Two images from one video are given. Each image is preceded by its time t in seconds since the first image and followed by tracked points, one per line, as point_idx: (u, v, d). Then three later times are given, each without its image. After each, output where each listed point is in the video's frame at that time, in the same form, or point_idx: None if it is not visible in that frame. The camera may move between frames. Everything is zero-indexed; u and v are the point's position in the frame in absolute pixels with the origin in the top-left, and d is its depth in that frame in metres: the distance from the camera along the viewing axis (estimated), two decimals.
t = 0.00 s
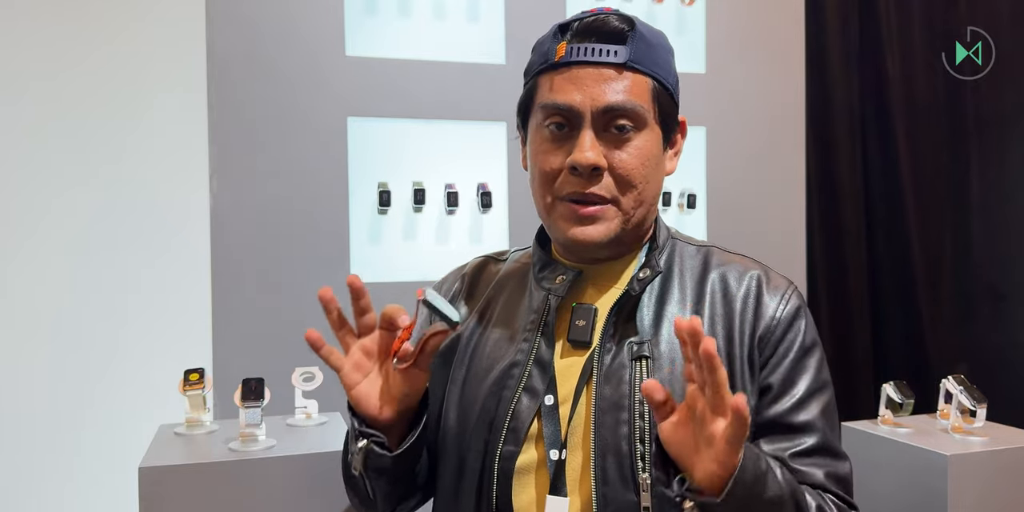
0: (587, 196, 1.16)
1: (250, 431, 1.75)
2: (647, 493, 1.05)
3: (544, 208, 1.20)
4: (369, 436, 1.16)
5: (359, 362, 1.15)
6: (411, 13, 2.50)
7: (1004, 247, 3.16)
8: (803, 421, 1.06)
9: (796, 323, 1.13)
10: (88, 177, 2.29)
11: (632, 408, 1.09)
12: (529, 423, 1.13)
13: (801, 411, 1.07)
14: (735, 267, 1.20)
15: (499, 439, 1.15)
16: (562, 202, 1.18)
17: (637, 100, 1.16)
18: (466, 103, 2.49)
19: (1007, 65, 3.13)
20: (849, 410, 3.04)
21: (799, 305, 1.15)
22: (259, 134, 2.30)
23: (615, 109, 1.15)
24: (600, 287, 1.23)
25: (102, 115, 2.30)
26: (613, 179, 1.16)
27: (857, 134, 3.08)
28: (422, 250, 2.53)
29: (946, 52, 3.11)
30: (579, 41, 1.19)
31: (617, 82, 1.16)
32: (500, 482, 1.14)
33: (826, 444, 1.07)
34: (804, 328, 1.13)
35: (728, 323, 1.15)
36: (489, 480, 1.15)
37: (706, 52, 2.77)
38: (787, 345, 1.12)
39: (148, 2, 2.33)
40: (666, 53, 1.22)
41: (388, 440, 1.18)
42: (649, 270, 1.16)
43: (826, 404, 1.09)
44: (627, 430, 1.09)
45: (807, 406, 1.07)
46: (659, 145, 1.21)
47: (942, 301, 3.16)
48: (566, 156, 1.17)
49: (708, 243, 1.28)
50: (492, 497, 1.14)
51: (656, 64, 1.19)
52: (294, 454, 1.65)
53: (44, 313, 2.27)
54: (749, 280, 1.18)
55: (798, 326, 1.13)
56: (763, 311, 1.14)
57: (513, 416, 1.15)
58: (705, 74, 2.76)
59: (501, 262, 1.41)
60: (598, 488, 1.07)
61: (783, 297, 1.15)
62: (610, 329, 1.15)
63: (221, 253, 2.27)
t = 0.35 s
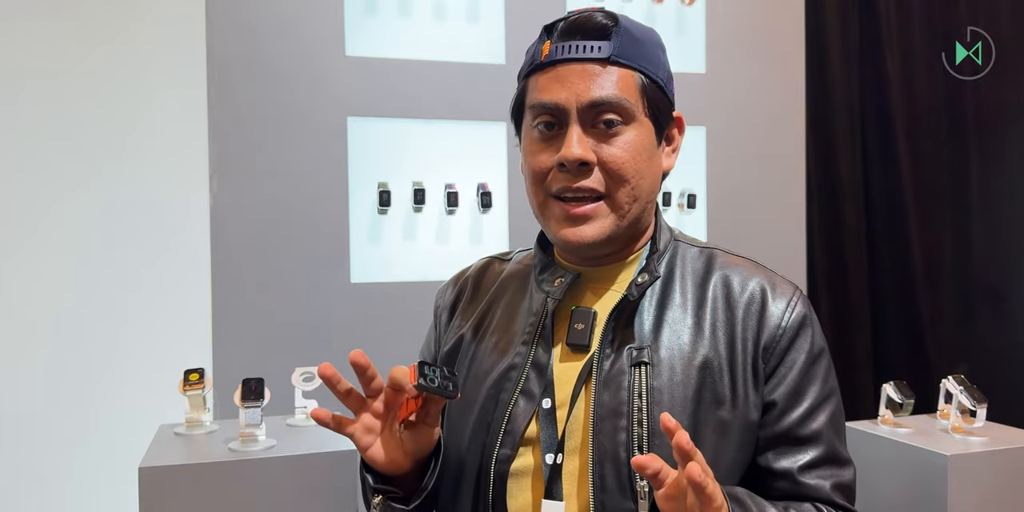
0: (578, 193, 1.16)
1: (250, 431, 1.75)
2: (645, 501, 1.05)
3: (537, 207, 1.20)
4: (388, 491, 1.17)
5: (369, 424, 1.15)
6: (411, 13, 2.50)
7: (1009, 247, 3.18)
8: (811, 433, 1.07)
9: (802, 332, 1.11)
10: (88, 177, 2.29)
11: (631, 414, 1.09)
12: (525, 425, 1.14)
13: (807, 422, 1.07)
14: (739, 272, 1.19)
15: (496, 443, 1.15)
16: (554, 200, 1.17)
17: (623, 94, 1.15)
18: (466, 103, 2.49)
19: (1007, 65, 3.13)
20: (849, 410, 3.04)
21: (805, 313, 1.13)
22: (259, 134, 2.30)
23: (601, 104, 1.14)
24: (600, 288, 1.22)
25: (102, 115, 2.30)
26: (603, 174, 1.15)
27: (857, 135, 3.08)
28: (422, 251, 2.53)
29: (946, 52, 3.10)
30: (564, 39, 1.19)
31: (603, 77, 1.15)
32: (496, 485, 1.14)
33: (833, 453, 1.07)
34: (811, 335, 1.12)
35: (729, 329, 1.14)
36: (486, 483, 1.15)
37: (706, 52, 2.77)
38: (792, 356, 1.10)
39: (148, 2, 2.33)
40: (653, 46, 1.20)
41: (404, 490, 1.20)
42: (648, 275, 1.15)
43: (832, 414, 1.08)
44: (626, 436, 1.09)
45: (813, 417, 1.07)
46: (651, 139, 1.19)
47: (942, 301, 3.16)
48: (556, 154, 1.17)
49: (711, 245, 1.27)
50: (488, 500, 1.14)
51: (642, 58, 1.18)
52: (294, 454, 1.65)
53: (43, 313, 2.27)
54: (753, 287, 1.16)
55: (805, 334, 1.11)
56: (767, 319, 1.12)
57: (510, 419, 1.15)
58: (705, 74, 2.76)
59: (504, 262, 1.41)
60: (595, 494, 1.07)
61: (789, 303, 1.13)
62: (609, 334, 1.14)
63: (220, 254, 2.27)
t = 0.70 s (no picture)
0: (600, 171, 1.15)
1: (250, 432, 1.75)
2: (656, 495, 1.05)
3: (551, 190, 1.18)
4: (364, 391, 1.16)
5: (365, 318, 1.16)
6: (411, 13, 2.50)
7: (1004, 247, 3.15)
8: (826, 406, 1.05)
9: (804, 311, 1.13)
10: (88, 177, 2.29)
11: (639, 409, 1.09)
12: (534, 427, 1.13)
13: (820, 396, 1.06)
14: (738, 263, 1.20)
15: (504, 444, 1.14)
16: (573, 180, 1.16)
17: (646, 81, 1.19)
18: (466, 102, 2.49)
19: (1007, 65, 3.13)
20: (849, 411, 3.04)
21: (806, 296, 1.15)
22: (259, 134, 2.30)
23: (628, 87, 1.17)
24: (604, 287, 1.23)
25: (102, 115, 2.30)
26: (626, 155, 1.16)
27: (856, 134, 3.08)
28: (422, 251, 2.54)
29: (946, 52, 3.11)
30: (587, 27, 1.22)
31: (629, 63, 1.18)
32: (505, 487, 1.13)
33: (851, 425, 1.06)
34: (811, 317, 1.13)
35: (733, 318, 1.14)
36: (494, 486, 1.14)
37: (706, 53, 2.77)
38: (793, 335, 1.11)
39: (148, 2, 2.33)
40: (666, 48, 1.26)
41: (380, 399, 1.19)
42: (650, 269, 1.16)
43: (843, 388, 1.08)
44: (635, 431, 1.08)
45: (825, 391, 1.06)
46: (665, 130, 1.22)
47: (942, 301, 3.16)
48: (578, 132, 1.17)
49: (709, 241, 1.27)
50: (497, 501, 1.13)
51: (660, 54, 1.23)
52: (294, 454, 1.65)
53: (43, 314, 2.27)
54: (753, 276, 1.17)
55: (806, 314, 1.12)
56: (769, 305, 1.13)
57: (519, 421, 1.14)
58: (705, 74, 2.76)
59: (500, 265, 1.40)
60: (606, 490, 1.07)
61: (788, 292, 1.14)
62: (614, 330, 1.14)
63: (220, 253, 2.27)
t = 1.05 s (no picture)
0: (579, 178, 1.16)
1: (250, 431, 1.75)
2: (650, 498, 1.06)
3: (537, 197, 1.20)
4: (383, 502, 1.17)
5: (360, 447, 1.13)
6: (411, 13, 2.50)
7: (1009, 244, 3.16)
8: (811, 430, 1.07)
9: (803, 327, 1.13)
10: (88, 177, 2.29)
11: (636, 413, 1.09)
12: (529, 429, 1.14)
13: (807, 420, 1.08)
14: (740, 271, 1.19)
15: (500, 445, 1.15)
16: (553, 187, 1.17)
17: (622, 80, 1.17)
18: (466, 102, 2.49)
19: (1008, 65, 3.12)
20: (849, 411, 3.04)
21: (806, 310, 1.14)
22: (259, 135, 2.30)
23: (601, 89, 1.16)
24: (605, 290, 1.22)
25: (103, 115, 2.30)
26: (604, 158, 1.15)
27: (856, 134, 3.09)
28: (422, 250, 2.54)
29: (946, 52, 3.10)
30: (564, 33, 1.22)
31: (602, 65, 1.17)
32: (500, 488, 1.14)
33: (833, 453, 1.08)
34: (810, 334, 1.12)
35: (732, 328, 1.14)
36: (489, 487, 1.15)
37: (706, 53, 2.77)
38: (792, 352, 1.11)
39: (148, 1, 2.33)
40: (651, 42, 1.23)
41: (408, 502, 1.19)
42: (652, 274, 1.15)
43: (832, 413, 1.09)
44: (632, 435, 1.08)
45: (813, 415, 1.08)
46: (651, 128, 1.20)
47: (943, 301, 3.16)
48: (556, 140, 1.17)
49: (712, 246, 1.26)
50: (492, 502, 1.14)
51: (641, 50, 1.20)
52: (295, 454, 1.65)
53: (43, 313, 2.27)
54: (754, 285, 1.16)
55: (805, 331, 1.12)
56: (768, 317, 1.13)
57: (514, 423, 1.15)
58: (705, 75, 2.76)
59: (502, 266, 1.40)
60: (601, 493, 1.07)
61: (789, 302, 1.14)
62: (613, 333, 1.14)
63: (220, 254, 2.27)
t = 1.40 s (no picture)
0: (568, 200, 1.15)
1: (250, 431, 1.75)
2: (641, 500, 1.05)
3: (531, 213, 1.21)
4: (395, 468, 1.18)
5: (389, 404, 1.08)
6: (411, 13, 2.50)
7: (1010, 243, 3.17)
8: (809, 437, 1.07)
9: (802, 333, 1.12)
10: (88, 177, 2.29)
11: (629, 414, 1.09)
12: (527, 428, 1.13)
13: (804, 427, 1.07)
14: (739, 275, 1.18)
15: (497, 444, 1.14)
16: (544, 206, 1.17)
17: (612, 100, 1.14)
18: (466, 103, 2.49)
19: (1008, 65, 3.13)
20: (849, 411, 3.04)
21: (805, 314, 1.13)
22: (259, 135, 2.30)
23: (590, 111, 1.13)
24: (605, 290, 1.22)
25: (104, 115, 2.30)
26: (592, 181, 1.15)
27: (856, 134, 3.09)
28: (422, 250, 2.53)
29: (946, 52, 3.10)
30: (558, 44, 1.18)
31: (592, 84, 1.14)
32: (495, 486, 1.14)
33: (833, 461, 1.07)
34: (809, 340, 1.11)
35: (728, 331, 1.13)
36: (485, 484, 1.15)
37: (706, 53, 2.77)
38: (790, 357, 1.10)
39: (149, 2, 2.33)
40: (650, 51, 1.18)
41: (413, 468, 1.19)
42: (646, 276, 1.15)
43: (831, 420, 1.09)
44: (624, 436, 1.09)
45: (812, 422, 1.07)
46: (644, 145, 1.17)
47: (943, 301, 3.16)
48: (547, 159, 1.17)
49: (713, 248, 1.26)
50: (487, 499, 1.14)
51: (635, 63, 1.16)
52: (296, 454, 1.65)
53: (45, 313, 2.27)
54: (752, 289, 1.15)
55: (803, 337, 1.11)
56: (765, 321, 1.12)
57: (512, 421, 1.14)
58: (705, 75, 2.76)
59: (508, 264, 1.40)
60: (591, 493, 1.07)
61: (788, 306, 1.13)
62: (608, 335, 1.15)
63: (220, 254, 2.27)
